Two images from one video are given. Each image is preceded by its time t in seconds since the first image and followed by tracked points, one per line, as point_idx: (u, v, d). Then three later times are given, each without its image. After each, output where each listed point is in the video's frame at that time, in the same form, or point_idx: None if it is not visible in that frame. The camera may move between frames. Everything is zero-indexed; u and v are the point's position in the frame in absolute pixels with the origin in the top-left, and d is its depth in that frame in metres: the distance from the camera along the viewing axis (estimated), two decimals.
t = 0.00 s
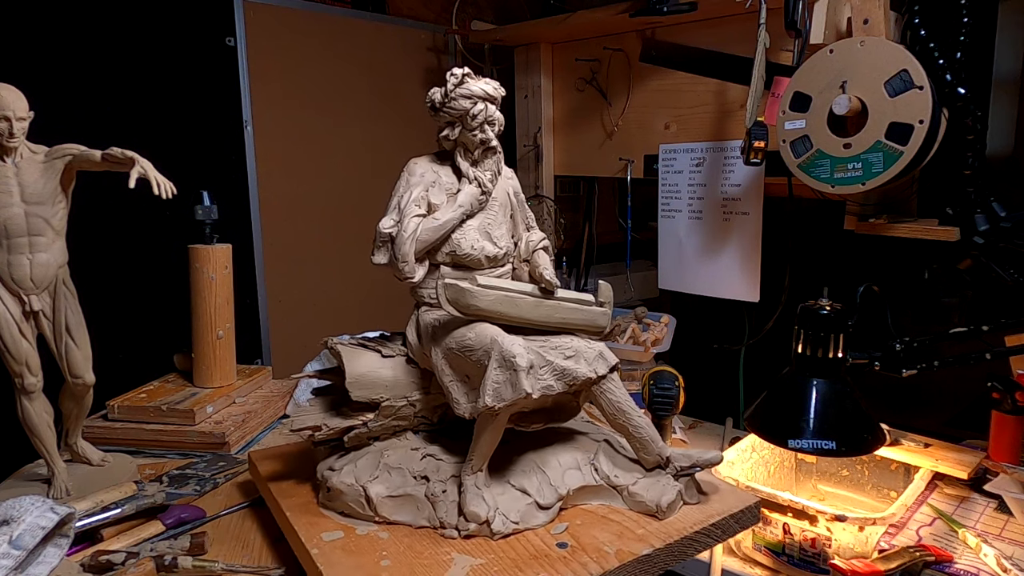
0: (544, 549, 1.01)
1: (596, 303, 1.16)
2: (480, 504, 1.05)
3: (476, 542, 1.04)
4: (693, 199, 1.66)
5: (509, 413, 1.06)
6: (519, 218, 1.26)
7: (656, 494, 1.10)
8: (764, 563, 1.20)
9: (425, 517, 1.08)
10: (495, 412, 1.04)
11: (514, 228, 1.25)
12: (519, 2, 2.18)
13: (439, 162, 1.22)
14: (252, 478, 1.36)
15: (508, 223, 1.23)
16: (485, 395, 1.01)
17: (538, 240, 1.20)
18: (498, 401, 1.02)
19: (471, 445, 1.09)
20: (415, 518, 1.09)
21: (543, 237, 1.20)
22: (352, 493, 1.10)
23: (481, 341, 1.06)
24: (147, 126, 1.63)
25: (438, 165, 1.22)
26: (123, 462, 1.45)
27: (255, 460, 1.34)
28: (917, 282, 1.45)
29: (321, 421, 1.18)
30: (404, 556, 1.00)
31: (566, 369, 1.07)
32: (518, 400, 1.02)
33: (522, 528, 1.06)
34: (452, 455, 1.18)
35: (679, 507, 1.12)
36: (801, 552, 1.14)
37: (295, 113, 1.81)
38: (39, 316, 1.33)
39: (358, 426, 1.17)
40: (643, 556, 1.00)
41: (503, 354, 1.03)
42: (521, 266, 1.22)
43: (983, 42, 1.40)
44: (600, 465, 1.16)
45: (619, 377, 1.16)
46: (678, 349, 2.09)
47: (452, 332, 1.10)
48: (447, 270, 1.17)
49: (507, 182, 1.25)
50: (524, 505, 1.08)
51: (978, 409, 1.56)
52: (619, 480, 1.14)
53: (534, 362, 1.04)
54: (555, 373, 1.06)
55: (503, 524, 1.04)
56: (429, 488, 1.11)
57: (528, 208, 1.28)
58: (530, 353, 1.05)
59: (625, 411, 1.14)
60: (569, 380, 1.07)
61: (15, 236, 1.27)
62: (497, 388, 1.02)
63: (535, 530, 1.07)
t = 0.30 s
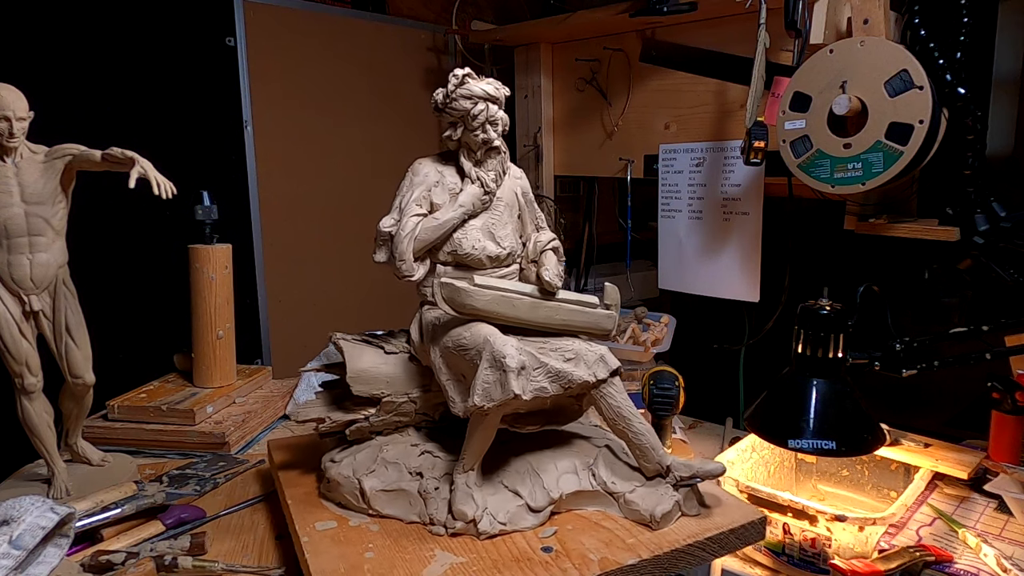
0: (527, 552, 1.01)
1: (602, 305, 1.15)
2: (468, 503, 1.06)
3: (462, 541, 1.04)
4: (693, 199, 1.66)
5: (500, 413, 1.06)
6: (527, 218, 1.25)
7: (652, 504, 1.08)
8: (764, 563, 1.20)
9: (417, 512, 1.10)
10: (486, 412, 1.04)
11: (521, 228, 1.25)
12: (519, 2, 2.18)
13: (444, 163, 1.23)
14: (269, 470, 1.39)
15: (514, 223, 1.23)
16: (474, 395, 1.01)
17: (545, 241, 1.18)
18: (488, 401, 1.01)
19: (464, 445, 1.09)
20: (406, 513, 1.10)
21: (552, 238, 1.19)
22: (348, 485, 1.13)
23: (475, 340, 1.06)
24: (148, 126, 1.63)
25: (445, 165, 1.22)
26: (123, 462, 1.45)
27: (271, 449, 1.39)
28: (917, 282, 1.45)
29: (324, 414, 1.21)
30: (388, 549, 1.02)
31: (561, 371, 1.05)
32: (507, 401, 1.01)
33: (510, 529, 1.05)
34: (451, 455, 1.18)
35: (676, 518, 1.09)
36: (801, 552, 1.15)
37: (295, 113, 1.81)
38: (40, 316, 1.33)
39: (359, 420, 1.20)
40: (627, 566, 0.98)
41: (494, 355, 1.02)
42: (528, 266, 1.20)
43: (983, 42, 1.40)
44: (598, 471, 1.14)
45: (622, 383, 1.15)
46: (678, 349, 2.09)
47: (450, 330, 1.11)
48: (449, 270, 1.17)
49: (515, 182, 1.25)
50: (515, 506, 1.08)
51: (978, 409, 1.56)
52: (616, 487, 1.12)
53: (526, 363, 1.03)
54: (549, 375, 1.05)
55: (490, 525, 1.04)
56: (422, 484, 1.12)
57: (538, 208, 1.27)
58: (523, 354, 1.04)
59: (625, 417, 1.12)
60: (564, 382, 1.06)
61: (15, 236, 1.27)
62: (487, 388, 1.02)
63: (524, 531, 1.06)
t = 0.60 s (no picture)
0: (522, 552, 1.01)
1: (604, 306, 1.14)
2: (464, 502, 1.06)
3: (458, 540, 1.04)
4: (693, 199, 1.66)
5: (498, 413, 1.06)
6: (530, 218, 1.25)
7: (650, 507, 1.08)
8: (765, 563, 1.20)
9: (414, 511, 1.10)
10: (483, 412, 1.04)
11: (524, 228, 1.25)
12: (519, 2, 2.19)
13: (447, 163, 1.23)
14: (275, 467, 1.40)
15: (517, 223, 1.22)
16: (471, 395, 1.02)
17: (548, 241, 1.18)
18: (484, 401, 1.02)
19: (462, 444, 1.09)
20: (404, 511, 1.11)
21: (554, 238, 1.18)
22: (347, 482, 1.13)
23: (473, 340, 1.06)
24: (148, 126, 1.63)
25: (448, 165, 1.23)
26: (123, 462, 1.45)
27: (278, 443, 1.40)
28: (917, 282, 1.45)
29: (326, 411, 1.23)
30: (383, 547, 1.03)
31: (559, 372, 1.05)
32: (504, 401, 1.01)
33: (506, 529, 1.05)
34: (451, 454, 1.18)
35: (675, 521, 1.09)
36: (801, 552, 1.15)
37: (295, 113, 1.81)
38: (39, 316, 1.33)
39: (359, 418, 1.20)
40: (621, 569, 0.98)
41: (491, 354, 1.02)
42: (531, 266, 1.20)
43: (983, 42, 1.40)
44: (597, 473, 1.14)
45: (622, 384, 1.15)
46: (678, 349, 2.09)
47: (450, 329, 1.11)
48: (450, 269, 1.17)
49: (518, 182, 1.24)
50: (512, 507, 1.08)
51: (978, 409, 1.56)
52: (614, 489, 1.11)
53: (524, 363, 1.03)
54: (548, 376, 1.05)
55: (486, 525, 1.04)
56: (420, 482, 1.12)
57: (542, 208, 1.27)
58: (521, 354, 1.04)
59: (625, 418, 1.12)
60: (563, 383, 1.05)
61: (15, 236, 1.27)
62: (483, 388, 1.02)
63: (520, 532, 1.06)
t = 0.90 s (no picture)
0: (520, 553, 1.01)
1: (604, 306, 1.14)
2: (464, 502, 1.06)
3: (457, 540, 1.04)
4: (693, 199, 1.66)
5: (497, 413, 1.06)
6: (531, 218, 1.25)
7: (650, 507, 1.07)
8: (765, 563, 1.20)
9: (413, 510, 1.10)
10: (483, 412, 1.04)
11: (525, 228, 1.25)
12: (519, 2, 2.19)
13: (447, 163, 1.22)
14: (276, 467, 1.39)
15: (517, 223, 1.22)
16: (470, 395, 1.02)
17: (549, 241, 1.18)
18: (483, 401, 1.02)
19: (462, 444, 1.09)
20: (404, 511, 1.10)
21: (555, 238, 1.19)
22: (347, 482, 1.13)
23: (473, 340, 1.06)
24: (147, 126, 1.63)
25: (448, 165, 1.23)
26: (123, 462, 1.45)
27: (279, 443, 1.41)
28: (917, 282, 1.45)
29: (326, 411, 1.23)
30: (382, 547, 1.03)
31: (559, 372, 1.05)
32: (503, 401, 1.01)
33: (505, 529, 1.05)
34: (451, 454, 1.18)
35: (674, 522, 1.08)
36: (801, 552, 1.15)
37: (295, 113, 1.81)
38: (39, 316, 1.33)
39: (359, 417, 1.20)
40: (620, 569, 0.97)
41: (490, 354, 1.02)
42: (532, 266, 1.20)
43: (983, 42, 1.39)
44: (596, 474, 1.14)
45: (622, 384, 1.14)
46: (678, 349, 2.09)
47: (450, 329, 1.11)
48: (450, 269, 1.17)
49: (518, 182, 1.24)
50: (511, 507, 1.08)
51: (979, 409, 1.56)
52: (614, 490, 1.11)
53: (523, 363, 1.03)
54: (547, 376, 1.05)
55: (485, 525, 1.04)
56: (420, 482, 1.12)
57: (543, 208, 1.27)
58: (520, 355, 1.04)
59: (625, 419, 1.12)
60: (563, 384, 1.05)
61: (15, 236, 1.27)
62: (483, 388, 1.02)
63: (519, 532, 1.06)
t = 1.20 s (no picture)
0: (513, 554, 1.01)
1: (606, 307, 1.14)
2: (459, 502, 1.06)
3: (451, 539, 1.04)
4: (693, 199, 1.66)
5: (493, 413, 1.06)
6: (534, 218, 1.24)
7: (646, 512, 1.06)
8: (764, 563, 1.20)
9: (410, 509, 1.10)
10: (478, 412, 1.04)
11: (528, 228, 1.25)
12: (519, 2, 2.18)
13: (449, 164, 1.22)
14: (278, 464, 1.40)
15: (520, 223, 1.22)
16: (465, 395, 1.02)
17: (552, 242, 1.20)
18: (478, 401, 1.02)
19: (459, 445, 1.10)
20: (400, 509, 1.11)
21: (558, 239, 1.20)
22: (346, 478, 1.14)
23: (470, 340, 1.06)
24: (147, 126, 1.63)
25: (450, 165, 1.23)
26: (123, 462, 1.45)
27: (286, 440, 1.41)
28: (917, 282, 1.45)
29: (328, 408, 1.23)
30: (376, 543, 1.03)
31: (556, 373, 1.05)
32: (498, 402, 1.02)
33: (500, 530, 1.05)
34: (450, 454, 1.18)
35: (671, 526, 1.08)
36: (801, 552, 1.15)
37: (295, 113, 1.81)
38: (39, 316, 1.33)
39: (362, 415, 1.22)
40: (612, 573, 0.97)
41: (487, 355, 1.03)
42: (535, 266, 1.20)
43: (983, 42, 1.39)
44: (594, 476, 1.14)
45: (622, 386, 1.14)
46: (678, 349, 2.09)
47: (449, 328, 1.11)
48: (451, 269, 1.18)
49: (521, 182, 1.24)
50: (507, 508, 1.08)
51: (978, 409, 1.56)
52: (612, 493, 1.11)
53: (520, 364, 1.04)
54: (544, 377, 1.05)
55: (480, 525, 1.04)
56: (417, 481, 1.12)
57: (547, 208, 1.27)
58: (517, 356, 1.04)
59: (625, 422, 1.12)
60: (560, 385, 1.05)
61: (15, 236, 1.27)
62: (478, 388, 1.02)
63: (514, 533, 1.06)
